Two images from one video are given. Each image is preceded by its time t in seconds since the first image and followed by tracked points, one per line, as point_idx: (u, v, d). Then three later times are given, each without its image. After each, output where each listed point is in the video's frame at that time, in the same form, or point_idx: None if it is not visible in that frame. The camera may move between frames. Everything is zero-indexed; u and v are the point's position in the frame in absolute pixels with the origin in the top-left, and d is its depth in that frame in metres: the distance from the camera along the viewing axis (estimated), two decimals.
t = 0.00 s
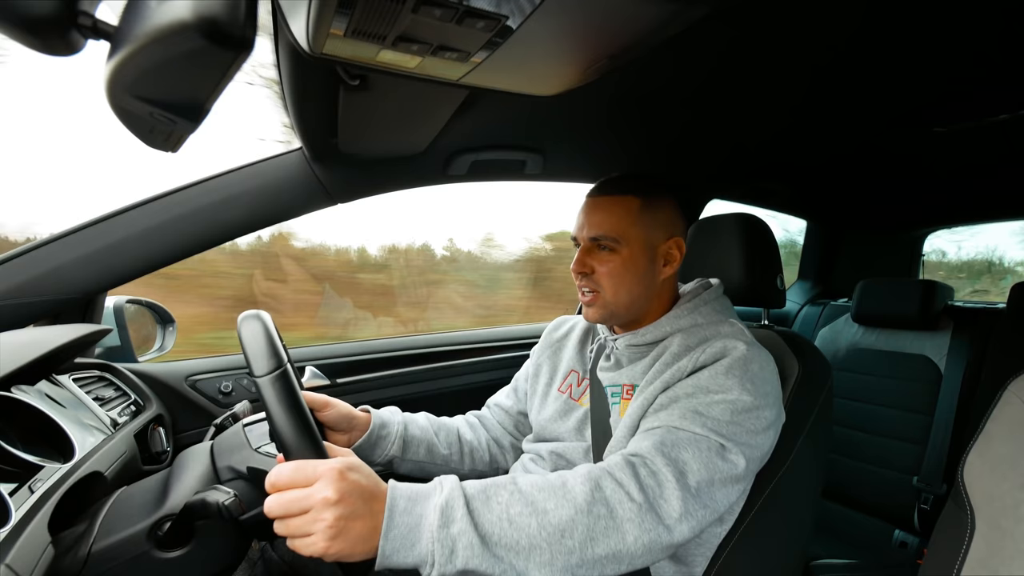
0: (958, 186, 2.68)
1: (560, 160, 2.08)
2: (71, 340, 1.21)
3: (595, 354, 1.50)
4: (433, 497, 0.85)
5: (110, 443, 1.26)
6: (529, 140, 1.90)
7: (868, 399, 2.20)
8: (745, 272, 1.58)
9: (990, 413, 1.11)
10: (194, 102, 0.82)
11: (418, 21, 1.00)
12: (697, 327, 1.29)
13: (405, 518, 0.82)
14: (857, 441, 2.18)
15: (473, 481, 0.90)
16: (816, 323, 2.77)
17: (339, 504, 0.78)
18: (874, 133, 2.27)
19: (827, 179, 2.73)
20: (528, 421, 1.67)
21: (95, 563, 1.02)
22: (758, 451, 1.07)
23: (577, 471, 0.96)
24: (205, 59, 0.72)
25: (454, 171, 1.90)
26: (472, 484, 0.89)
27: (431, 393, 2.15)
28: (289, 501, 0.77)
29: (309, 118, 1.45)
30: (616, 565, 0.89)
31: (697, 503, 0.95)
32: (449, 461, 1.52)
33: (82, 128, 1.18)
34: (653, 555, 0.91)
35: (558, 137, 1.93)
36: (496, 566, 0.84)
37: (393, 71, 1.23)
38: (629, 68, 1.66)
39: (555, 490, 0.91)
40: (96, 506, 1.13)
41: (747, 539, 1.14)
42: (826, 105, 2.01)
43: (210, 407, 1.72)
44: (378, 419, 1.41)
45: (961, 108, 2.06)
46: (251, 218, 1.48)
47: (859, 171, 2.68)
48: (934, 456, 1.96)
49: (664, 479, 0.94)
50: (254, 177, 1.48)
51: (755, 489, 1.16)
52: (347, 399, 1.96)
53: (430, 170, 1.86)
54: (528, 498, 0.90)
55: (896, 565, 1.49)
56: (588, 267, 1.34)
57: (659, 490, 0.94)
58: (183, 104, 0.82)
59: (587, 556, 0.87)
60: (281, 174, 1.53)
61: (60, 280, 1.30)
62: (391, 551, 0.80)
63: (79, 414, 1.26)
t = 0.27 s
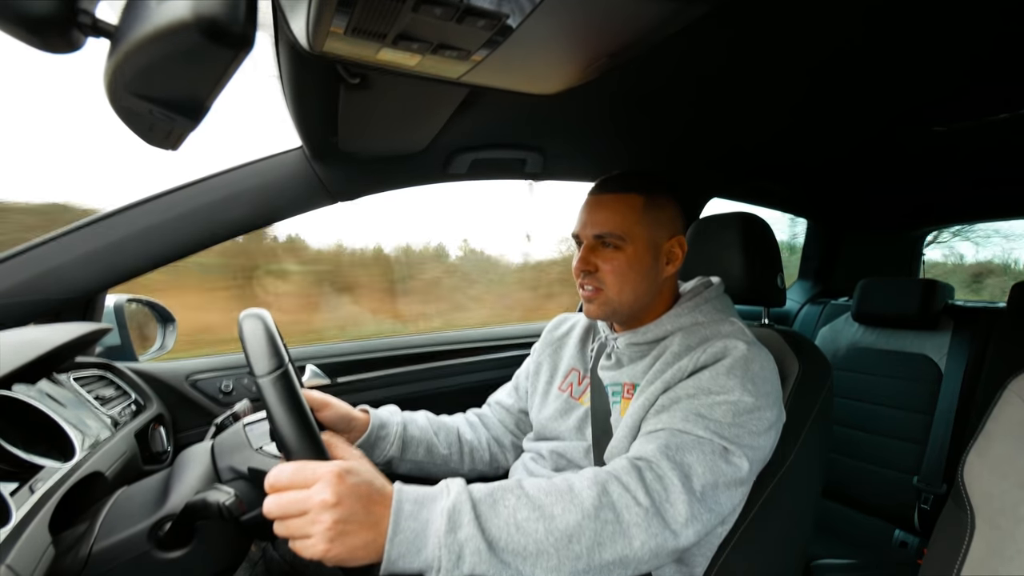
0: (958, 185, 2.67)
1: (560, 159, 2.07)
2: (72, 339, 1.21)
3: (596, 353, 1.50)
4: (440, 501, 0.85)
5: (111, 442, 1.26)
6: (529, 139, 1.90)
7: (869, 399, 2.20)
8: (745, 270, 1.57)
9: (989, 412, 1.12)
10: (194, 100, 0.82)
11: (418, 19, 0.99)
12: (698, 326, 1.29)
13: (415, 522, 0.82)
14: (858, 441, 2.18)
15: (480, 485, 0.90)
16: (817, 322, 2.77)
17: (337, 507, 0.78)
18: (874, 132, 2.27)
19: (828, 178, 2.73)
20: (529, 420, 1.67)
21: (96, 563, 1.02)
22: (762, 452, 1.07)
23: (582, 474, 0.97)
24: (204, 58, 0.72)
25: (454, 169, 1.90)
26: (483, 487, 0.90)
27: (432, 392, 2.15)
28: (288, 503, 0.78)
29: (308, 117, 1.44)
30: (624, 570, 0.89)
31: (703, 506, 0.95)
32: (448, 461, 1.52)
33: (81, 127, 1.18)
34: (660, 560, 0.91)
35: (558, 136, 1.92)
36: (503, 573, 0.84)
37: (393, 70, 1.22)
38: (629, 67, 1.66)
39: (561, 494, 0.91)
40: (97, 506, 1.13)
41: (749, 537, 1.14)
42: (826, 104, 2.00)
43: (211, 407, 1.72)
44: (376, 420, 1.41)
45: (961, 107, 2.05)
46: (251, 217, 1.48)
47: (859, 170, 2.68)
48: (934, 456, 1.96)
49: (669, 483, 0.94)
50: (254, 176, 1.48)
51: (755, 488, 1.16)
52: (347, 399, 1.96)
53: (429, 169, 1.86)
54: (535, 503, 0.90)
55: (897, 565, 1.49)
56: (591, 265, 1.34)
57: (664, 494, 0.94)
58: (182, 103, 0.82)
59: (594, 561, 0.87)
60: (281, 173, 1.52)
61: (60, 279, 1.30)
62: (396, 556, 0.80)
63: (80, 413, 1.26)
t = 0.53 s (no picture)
0: (957, 186, 2.68)
1: (560, 160, 2.08)
2: (72, 340, 1.20)
3: (595, 357, 1.50)
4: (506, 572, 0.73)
5: (110, 443, 1.26)
6: (529, 139, 1.90)
7: (869, 399, 2.20)
8: (745, 270, 1.58)
9: (989, 413, 1.12)
10: (194, 102, 0.82)
11: (418, 20, 0.99)
12: (698, 332, 1.31)
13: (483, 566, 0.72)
14: (858, 442, 2.18)
15: (546, 547, 0.79)
16: (817, 323, 2.78)
17: None
18: (874, 133, 2.27)
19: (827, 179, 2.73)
20: (528, 422, 1.67)
21: (96, 563, 1.02)
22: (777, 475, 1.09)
23: (638, 520, 0.90)
24: (204, 60, 0.72)
25: (454, 170, 1.90)
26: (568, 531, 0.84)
27: (431, 392, 2.15)
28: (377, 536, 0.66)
29: (309, 117, 1.44)
30: None
31: (742, 545, 0.95)
32: (440, 459, 1.53)
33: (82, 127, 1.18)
34: None
35: (558, 136, 1.93)
36: None
37: (393, 70, 1.22)
38: (629, 68, 1.66)
39: (628, 556, 0.82)
40: (97, 506, 1.13)
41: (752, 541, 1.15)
42: (826, 105, 2.00)
43: (210, 407, 1.72)
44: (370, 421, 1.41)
45: (961, 108, 2.06)
46: (251, 218, 1.48)
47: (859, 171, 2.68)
48: (933, 456, 1.96)
49: (720, 528, 0.91)
50: (254, 177, 1.48)
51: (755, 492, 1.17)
52: (346, 399, 1.96)
53: (430, 169, 1.86)
54: (604, 567, 0.79)
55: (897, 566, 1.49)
56: (580, 281, 1.33)
57: (716, 542, 0.91)
58: (183, 105, 0.82)
59: None
60: (281, 174, 1.52)
61: (60, 280, 1.30)
62: None
63: (79, 414, 1.26)
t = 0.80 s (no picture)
0: (958, 186, 2.67)
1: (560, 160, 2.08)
2: (72, 340, 1.20)
3: (596, 356, 1.50)
4: None
5: (110, 443, 1.27)
6: (529, 139, 1.91)
7: (870, 399, 2.20)
8: (746, 272, 1.58)
9: (990, 413, 1.12)
10: (194, 102, 0.82)
11: (418, 21, 0.99)
12: (699, 332, 1.31)
13: (544, 568, 0.89)
14: (858, 442, 2.18)
15: None
16: (817, 323, 2.78)
17: None
18: (874, 133, 2.27)
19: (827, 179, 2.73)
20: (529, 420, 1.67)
21: (95, 563, 1.03)
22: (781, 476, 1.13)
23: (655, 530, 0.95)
24: (204, 60, 0.72)
25: (454, 170, 1.90)
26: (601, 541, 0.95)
27: (431, 392, 2.15)
28: None
29: (309, 117, 1.44)
30: None
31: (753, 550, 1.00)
32: (443, 460, 1.53)
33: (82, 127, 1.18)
34: None
35: (557, 136, 1.93)
36: None
37: (392, 71, 1.22)
38: (629, 68, 1.66)
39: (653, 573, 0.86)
40: (97, 505, 1.13)
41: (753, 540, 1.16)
42: (826, 105, 2.00)
43: (210, 407, 1.72)
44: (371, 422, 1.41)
45: (961, 108, 2.06)
46: (251, 217, 1.48)
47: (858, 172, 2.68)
48: (933, 456, 1.96)
49: (733, 537, 0.96)
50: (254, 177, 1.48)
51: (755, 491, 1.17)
52: (347, 399, 1.96)
53: (430, 169, 1.86)
54: None
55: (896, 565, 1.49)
56: (591, 276, 1.32)
57: (731, 551, 0.95)
58: (183, 104, 0.82)
59: None
60: (281, 174, 1.53)
61: (61, 280, 1.31)
62: None
63: (79, 413, 1.26)
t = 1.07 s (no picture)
0: (958, 186, 2.67)
1: (560, 160, 2.08)
2: (72, 340, 1.20)
3: (597, 357, 1.50)
4: None
5: (110, 443, 1.26)
6: (530, 140, 1.90)
7: (870, 400, 2.20)
8: (745, 272, 1.58)
9: (991, 413, 1.12)
10: (194, 102, 0.82)
11: (418, 20, 0.99)
12: (701, 332, 1.31)
13: None
14: (859, 442, 2.17)
15: None
16: (817, 323, 2.79)
17: None
18: (875, 134, 2.26)
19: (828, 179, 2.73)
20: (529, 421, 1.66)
21: (95, 564, 1.02)
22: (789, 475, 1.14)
23: (700, 541, 0.94)
24: (204, 59, 0.72)
25: (454, 171, 1.90)
26: (653, 547, 0.93)
27: (431, 392, 2.15)
28: None
29: (309, 118, 1.44)
30: None
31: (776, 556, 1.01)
32: (441, 459, 1.53)
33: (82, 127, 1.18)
34: None
35: (558, 137, 1.93)
36: None
37: (393, 71, 1.22)
38: (631, 69, 1.66)
39: None
40: (97, 506, 1.13)
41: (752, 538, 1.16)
42: (827, 105, 2.00)
43: (210, 408, 1.72)
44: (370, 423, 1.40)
45: (962, 108, 2.05)
46: (251, 218, 1.48)
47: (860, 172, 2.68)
48: (933, 457, 1.96)
49: (767, 546, 0.96)
50: (255, 177, 1.48)
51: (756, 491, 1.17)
52: (347, 400, 1.96)
53: (430, 170, 1.86)
54: None
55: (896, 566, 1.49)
56: (588, 275, 1.32)
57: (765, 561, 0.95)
58: (183, 104, 0.82)
59: None
60: (281, 174, 1.52)
61: (61, 280, 1.30)
62: None
63: (79, 414, 1.25)
